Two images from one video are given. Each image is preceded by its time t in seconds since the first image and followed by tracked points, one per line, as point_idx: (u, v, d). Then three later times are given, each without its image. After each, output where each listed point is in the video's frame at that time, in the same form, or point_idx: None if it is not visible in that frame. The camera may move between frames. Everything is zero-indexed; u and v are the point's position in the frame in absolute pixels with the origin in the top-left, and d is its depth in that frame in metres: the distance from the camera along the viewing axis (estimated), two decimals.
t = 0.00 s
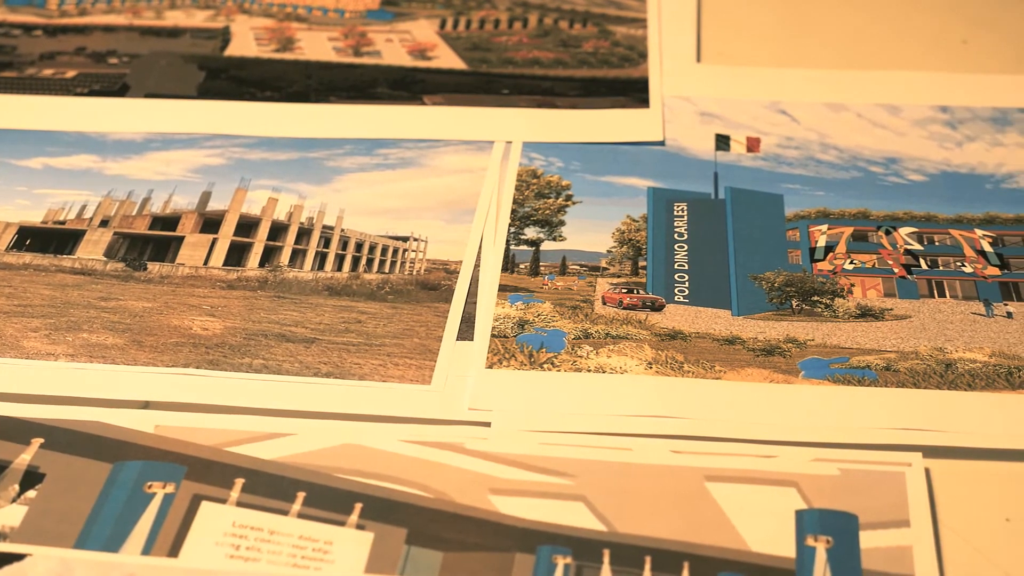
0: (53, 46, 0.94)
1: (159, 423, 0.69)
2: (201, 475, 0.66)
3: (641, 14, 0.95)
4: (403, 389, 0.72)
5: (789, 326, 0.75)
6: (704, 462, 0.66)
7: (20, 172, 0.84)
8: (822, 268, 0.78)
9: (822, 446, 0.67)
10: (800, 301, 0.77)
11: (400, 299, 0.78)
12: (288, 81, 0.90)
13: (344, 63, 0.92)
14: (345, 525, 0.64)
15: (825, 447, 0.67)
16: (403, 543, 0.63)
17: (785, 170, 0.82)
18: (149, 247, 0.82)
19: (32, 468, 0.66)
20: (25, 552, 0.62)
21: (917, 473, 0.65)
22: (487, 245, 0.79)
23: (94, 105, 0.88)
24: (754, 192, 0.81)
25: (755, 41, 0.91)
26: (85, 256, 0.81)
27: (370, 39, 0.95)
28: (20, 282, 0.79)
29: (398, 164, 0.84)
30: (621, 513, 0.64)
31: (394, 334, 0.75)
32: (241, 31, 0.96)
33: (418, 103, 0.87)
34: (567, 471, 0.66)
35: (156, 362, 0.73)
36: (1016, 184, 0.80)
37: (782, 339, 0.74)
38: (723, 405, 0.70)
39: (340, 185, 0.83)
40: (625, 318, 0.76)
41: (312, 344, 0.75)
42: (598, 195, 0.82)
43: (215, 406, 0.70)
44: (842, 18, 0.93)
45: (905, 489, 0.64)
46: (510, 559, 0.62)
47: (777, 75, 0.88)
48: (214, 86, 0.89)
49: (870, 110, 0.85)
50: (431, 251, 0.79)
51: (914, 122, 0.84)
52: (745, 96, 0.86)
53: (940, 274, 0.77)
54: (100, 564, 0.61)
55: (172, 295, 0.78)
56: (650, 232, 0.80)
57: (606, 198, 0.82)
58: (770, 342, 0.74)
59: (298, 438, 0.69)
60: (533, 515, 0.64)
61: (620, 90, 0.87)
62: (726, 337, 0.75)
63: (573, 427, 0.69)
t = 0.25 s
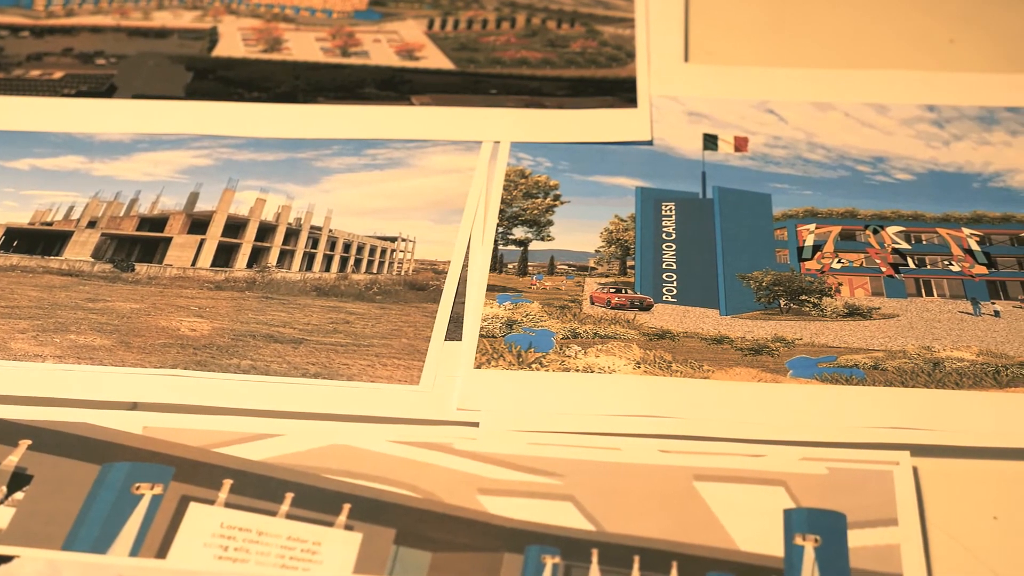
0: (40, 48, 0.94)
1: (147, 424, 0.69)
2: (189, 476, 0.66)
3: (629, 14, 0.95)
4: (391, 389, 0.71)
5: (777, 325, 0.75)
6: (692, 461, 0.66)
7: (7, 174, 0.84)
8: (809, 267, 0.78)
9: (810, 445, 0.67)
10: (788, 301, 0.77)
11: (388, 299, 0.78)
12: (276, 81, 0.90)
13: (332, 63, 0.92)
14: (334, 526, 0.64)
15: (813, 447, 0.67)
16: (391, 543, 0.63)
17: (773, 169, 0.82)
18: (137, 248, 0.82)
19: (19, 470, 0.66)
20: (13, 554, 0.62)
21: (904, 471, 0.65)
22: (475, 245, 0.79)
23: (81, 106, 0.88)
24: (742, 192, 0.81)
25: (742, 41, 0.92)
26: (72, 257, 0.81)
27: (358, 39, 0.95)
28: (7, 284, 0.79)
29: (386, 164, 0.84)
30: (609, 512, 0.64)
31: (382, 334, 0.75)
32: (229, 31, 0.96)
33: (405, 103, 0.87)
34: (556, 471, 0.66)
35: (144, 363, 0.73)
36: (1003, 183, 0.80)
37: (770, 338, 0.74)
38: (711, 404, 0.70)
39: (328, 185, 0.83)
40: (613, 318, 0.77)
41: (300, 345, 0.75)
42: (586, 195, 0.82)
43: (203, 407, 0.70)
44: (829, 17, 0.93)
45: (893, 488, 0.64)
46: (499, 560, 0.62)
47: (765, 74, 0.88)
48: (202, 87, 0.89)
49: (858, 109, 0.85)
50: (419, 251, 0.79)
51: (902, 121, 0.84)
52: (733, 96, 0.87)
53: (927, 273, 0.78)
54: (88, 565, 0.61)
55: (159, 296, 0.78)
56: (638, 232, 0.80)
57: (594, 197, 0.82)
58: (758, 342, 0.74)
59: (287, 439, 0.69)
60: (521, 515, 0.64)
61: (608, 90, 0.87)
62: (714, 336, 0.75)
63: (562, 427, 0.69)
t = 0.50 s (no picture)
0: (28, 49, 0.94)
1: (136, 425, 0.69)
2: (178, 477, 0.66)
3: (617, 14, 0.95)
4: (380, 390, 0.71)
5: (765, 325, 0.75)
6: (681, 461, 0.66)
7: None
8: (797, 266, 0.78)
9: (799, 444, 0.67)
10: (776, 300, 0.77)
11: (377, 299, 0.78)
12: (264, 82, 0.90)
13: (320, 63, 0.92)
14: (322, 527, 0.64)
15: (802, 446, 0.67)
16: (380, 544, 0.63)
17: (761, 168, 0.82)
18: (125, 249, 0.81)
19: (6, 471, 0.65)
20: None
21: (893, 470, 0.65)
22: (463, 246, 0.79)
23: (69, 107, 0.89)
24: (730, 191, 0.81)
25: (730, 41, 0.92)
26: (60, 259, 0.81)
27: (346, 40, 0.95)
28: None
29: (375, 164, 0.84)
30: (598, 512, 0.64)
31: (371, 334, 0.75)
32: (216, 32, 0.96)
33: (393, 103, 0.88)
34: (545, 470, 0.66)
35: (132, 364, 0.73)
36: (991, 181, 0.81)
37: (758, 337, 0.74)
38: (700, 404, 0.70)
39: (316, 185, 0.83)
40: (602, 318, 0.77)
41: (288, 346, 0.75)
42: (574, 195, 0.82)
43: (192, 407, 0.70)
44: (816, 17, 0.94)
45: (882, 487, 0.64)
46: (488, 560, 0.62)
47: (753, 74, 0.88)
48: (190, 87, 0.89)
49: (845, 109, 0.86)
50: (408, 252, 0.79)
51: (889, 121, 0.85)
52: (721, 95, 0.87)
53: (915, 272, 0.78)
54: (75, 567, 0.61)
55: (148, 297, 0.78)
56: (626, 231, 0.81)
57: (582, 197, 0.82)
58: (746, 341, 0.74)
59: (276, 439, 0.68)
60: (509, 515, 0.64)
61: (596, 90, 0.87)
62: (702, 335, 0.75)
63: (551, 427, 0.69)
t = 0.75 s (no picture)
0: (15, 50, 0.94)
1: (124, 427, 0.68)
2: (165, 478, 0.66)
3: (604, 14, 0.95)
4: (368, 390, 0.71)
5: (753, 324, 0.75)
6: (669, 460, 0.66)
7: None
8: (785, 265, 0.78)
9: (786, 443, 0.67)
10: (763, 299, 0.77)
11: (365, 300, 0.78)
12: (251, 82, 0.90)
13: (308, 64, 0.92)
14: (310, 527, 0.64)
15: (789, 445, 0.67)
16: (368, 544, 0.63)
17: (748, 168, 0.82)
18: (112, 250, 0.81)
19: None
20: None
21: (880, 468, 0.65)
22: (451, 246, 0.79)
23: (56, 108, 0.88)
24: (718, 191, 0.81)
25: (717, 41, 0.92)
26: (47, 260, 0.81)
27: (334, 40, 0.95)
28: None
29: (363, 164, 0.84)
30: (586, 511, 0.64)
31: (358, 335, 0.75)
32: (204, 33, 0.96)
33: (381, 103, 0.88)
34: (532, 470, 0.66)
35: (119, 365, 0.73)
36: (978, 180, 0.81)
37: (746, 336, 0.74)
38: (688, 403, 0.70)
39: (304, 186, 0.83)
40: (589, 318, 0.77)
41: (276, 346, 0.75)
42: (562, 195, 0.82)
43: (179, 409, 0.70)
44: (802, 17, 0.94)
45: (870, 486, 0.64)
46: (476, 560, 0.62)
47: (740, 74, 0.89)
48: (177, 88, 0.89)
49: (832, 108, 0.86)
50: (395, 252, 0.79)
51: (876, 120, 0.85)
52: (709, 95, 0.87)
53: (903, 271, 0.78)
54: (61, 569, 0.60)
55: (135, 298, 0.78)
56: (614, 231, 0.81)
57: (570, 197, 0.82)
58: (734, 340, 0.74)
59: (264, 440, 0.68)
60: (497, 515, 0.64)
61: (583, 89, 0.87)
62: (690, 335, 0.75)
63: (539, 427, 0.69)
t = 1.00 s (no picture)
0: (3, 50, 0.94)
1: (113, 428, 0.68)
2: (154, 479, 0.66)
3: (592, 14, 0.96)
4: (357, 391, 0.71)
5: (742, 323, 0.75)
6: (658, 460, 0.66)
7: None
8: (774, 264, 0.79)
9: (776, 442, 0.67)
10: (752, 298, 0.77)
11: (354, 300, 0.78)
12: (240, 83, 0.90)
13: (296, 64, 0.92)
14: (300, 528, 0.64)
15: (778, 444, 0.67)
16: (357, 545, 0.63)
17: (737, 167, 0.83)
18: (101, 251, 0.81)
19: None
20: None
21: (870, 467, 0.65)
22: (440, 245, 0.79)
23: (44, 109, 0.88)
24: (706, 189, 0.81)
25: (706, 40, 0.92)
26: (35, 261, 0.81)
27: (322, 40, 0.95)
28: None
29: (351, 164, 0.84)
30: (576, 511, 0.64)
31: (347, 335, 0.75)
32: (192, 33, 0.96)
33: (369, 103, 0.88)
34: (522, 470, 0.66)
35: (108, 366, 0.73)
36: (966, 179, 0.81)
37: (734, 336, 0.74)
38: (677, 403, 0.70)
39: (293, 186, 0.83)
40: (578, 317, 0.77)
41: (265, 347, 0.75)
42: (550, 195, 0.82)
43: (168, 409, 0.70)
44: (790, 17, 0.94)
45: (859, 485, 0.64)
46: (465, 560, 0.62)
47: (729, 73, 0.89)
48: (165, 88, 0.89)
49: (820, 107, 0.86)
50: (384, 252, 0.79)
51: (864, 119, 0.85)
52: (698, 94, 0.87)
53: (891, 269, 0.78)
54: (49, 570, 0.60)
55: (124, 299, 0.78)
56: (603, 230, 0.81)
57: (559, 196, 0.82)
58: (723, 339, 0.74)
59: (253, 440, 0.68)
60: (486, 515, 0.64)
61: (572, 89, 0.88)
62: (679, 334, 0.75)
63: (528, 426, 0.69)
